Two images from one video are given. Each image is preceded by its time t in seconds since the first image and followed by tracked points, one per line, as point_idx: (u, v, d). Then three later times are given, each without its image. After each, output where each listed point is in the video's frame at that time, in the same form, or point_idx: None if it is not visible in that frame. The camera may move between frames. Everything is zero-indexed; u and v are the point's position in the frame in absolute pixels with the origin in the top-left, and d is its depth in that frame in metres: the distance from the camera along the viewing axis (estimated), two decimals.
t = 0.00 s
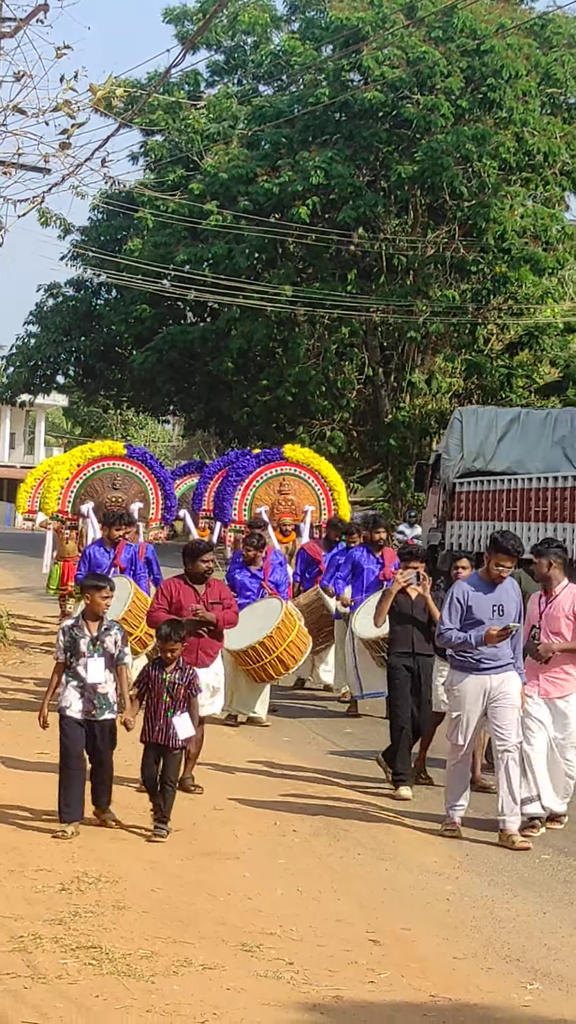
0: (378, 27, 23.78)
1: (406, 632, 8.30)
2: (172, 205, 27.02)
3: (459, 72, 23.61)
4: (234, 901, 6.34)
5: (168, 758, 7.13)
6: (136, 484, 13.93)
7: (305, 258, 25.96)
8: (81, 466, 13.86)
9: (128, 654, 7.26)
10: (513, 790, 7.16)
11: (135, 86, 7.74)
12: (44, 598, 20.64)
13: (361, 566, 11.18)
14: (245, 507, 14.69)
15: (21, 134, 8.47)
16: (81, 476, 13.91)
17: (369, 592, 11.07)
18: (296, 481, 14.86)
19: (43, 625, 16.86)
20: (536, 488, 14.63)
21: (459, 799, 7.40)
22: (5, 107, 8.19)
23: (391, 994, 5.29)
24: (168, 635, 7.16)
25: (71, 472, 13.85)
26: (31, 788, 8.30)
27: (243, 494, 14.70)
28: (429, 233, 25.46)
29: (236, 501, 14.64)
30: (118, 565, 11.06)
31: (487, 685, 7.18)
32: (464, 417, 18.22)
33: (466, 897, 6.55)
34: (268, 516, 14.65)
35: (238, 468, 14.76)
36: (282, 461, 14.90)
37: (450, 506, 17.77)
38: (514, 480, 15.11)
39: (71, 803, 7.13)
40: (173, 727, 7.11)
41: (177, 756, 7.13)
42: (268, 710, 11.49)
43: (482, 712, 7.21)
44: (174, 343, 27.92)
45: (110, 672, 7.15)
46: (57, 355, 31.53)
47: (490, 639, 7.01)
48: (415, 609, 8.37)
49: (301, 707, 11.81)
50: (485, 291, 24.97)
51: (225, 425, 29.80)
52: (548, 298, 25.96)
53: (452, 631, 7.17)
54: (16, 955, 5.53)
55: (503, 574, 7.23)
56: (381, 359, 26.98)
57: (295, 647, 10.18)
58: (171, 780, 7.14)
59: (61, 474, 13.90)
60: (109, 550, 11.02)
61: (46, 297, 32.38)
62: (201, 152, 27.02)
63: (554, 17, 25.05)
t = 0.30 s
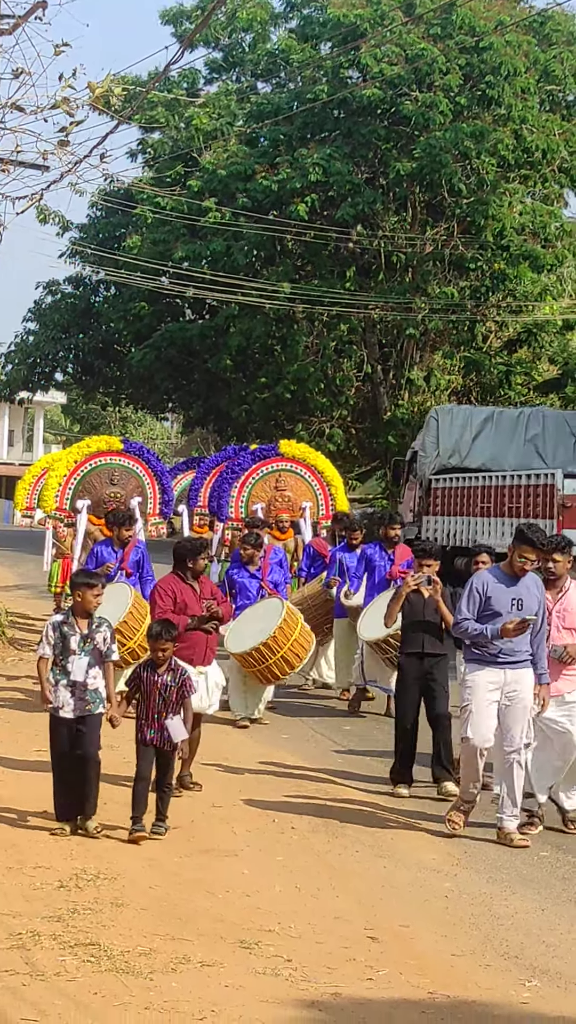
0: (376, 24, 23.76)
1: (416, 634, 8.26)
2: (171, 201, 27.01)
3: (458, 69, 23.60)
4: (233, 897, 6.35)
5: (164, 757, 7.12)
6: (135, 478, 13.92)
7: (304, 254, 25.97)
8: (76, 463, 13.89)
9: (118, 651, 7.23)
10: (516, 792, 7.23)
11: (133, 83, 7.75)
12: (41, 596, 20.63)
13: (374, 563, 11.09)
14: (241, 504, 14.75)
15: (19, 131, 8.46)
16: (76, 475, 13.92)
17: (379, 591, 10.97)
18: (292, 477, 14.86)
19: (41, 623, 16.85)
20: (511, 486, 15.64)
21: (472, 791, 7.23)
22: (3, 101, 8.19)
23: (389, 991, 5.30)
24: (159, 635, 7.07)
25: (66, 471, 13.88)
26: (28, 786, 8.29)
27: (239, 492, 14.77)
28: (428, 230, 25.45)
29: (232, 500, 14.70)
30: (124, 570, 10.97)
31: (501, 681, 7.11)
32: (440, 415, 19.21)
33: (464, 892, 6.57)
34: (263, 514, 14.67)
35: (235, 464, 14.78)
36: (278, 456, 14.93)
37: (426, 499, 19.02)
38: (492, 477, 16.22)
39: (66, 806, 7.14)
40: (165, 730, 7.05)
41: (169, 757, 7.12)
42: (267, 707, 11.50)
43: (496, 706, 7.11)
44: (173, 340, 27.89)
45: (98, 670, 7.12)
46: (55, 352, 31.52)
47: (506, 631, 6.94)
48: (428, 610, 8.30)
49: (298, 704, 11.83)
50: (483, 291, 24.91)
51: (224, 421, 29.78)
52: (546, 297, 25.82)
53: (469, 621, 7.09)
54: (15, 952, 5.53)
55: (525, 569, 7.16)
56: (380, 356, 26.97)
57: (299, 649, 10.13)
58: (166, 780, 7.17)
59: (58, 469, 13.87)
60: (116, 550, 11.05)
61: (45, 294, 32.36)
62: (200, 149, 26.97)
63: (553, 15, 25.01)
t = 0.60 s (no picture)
0: (376, 22, 23.77)
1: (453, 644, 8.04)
2: (170, 199, 26.99)
3: (458, 67, 23.59)
4: (233, 896, 6.34)
5: (156, 757, 7.06)
6: (125, 474, 13.94)
7: (304, 253, 25.97)
8: (66, 461, 13.94)
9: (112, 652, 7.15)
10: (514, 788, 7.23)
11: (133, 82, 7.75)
12: (39, 595, 20.63)
13: (378, 563, 11.05)
14: (236, 503, 14.80)
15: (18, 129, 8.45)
16: (66, 474, 13.96)
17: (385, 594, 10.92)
18: (287, 476, 14.78)
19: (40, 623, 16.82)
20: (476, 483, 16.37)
21: (490, 808, 6.94)
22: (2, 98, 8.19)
23: (389, 990, 5.29)
24: (148, 631, 7.04)
25: (57, 470, 13.94)
26: (25, 787, 8.28)
27: (234, 490, 14.83)
28: (428, 228, 25.50)
29: (226, 498, 14.79)
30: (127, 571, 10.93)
31: (508, 686, 7.00)
32: (417, 414, 20.02)
33: (465, 892, 6.56)
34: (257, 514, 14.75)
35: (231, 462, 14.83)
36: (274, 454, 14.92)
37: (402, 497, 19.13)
38: (465, 473, 16.96)
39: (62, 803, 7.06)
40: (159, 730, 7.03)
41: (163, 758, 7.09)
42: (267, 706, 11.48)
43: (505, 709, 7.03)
44: (173, 338, 27.87)
45: (94, 670, 7.04)
46: (55, 350, 31.51)
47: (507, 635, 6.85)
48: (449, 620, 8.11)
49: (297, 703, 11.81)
50: (483, 288, 24.90)
51: (223, 420, 29.78)
52: (545, 296, 25.61)
53: (471, 624, 6.99)
54: (15, 951, 5.53)
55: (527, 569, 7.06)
56: (379, 355, 26.95)
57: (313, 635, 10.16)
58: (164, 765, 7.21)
59: (48, 468, 13.92)
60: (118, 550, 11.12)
61: (45, 292, 32.35)
62: (201, 146, 26.97)
63: (553, 13, 24.98)
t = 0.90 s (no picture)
0: (376, 20, 23.76)
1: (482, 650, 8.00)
2: (168, 197, 26.98)
3: (457, 65, 23.56)
4: (233, 895, 6.34)
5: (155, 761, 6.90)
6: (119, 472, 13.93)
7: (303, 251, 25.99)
8: (61, 459, 13.95)
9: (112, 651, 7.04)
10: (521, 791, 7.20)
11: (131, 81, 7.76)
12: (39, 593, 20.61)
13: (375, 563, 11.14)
14: (235, 500, 14.73)
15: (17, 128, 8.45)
16: (61, 469, 13.97)
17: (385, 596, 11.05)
18: (287, 475, 14.80)
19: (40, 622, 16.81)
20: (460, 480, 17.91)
21: (492, 816, 6.95)
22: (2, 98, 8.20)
23: (388, 988, 5.29)
24: (150, 632, 6.93)
25: (52, 466, 13.94)
26: (26, 785, 8.28)
27: (233, 487, 14.76)
28: (427, 226, 25.43)
29: (226, 494, 14.70)
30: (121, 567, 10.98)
31: (504, 685, 6.94)
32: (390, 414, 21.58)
33: (464, 890, 6.56)
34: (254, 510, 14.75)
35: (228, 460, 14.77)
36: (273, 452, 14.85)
37: (376, 491, 21.05)
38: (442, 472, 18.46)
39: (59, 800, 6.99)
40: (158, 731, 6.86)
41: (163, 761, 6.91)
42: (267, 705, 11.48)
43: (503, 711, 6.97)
44: (172, 337, 27.86)
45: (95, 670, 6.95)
46: (54, 348, 31.50)
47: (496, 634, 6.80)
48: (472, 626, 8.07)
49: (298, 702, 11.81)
50: (482, 285, 24.91)
51: (222, 418, 29.78)
52: (545, 292, 25.78)
53: (463, 630, 6.97)
54: (15, 949, 5.53)
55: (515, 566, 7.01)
56: (379, 353, 26.93)
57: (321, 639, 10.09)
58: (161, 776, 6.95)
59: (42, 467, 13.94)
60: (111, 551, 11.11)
61: (44, 290, 32.34)
62: (201, 144, 26.96)
63: (552, 11, 24.95)
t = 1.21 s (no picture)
0: (375, 18, 23.77)
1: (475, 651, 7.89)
2: (168, 195, 26.98)
3: (456, 64, 23.53)
4: (231, 892, 6.34)
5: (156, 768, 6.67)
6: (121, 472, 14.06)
7: (302, 248, 26.03)
8: (60, 459, 14.01)
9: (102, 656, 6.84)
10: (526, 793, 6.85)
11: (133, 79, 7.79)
12: (38, 589, 20.61)
13: (376, 560, 11.06)
14: (237, 496, 14.84)
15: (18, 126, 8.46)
16: (62, 469, 14.04)
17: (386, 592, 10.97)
18: (289, 473, 14.84)
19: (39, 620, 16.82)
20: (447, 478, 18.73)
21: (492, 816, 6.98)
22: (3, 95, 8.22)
23: (387, 985, 5.30)
24: (159, 633, 6.68)
25: (52, 465, 14.00)
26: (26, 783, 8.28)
27: (235, 484, 14.88)
28: (426, 224, 25.40)
29: (228, 492, 14.81)
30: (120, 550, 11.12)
31: (506, 684, 6.86)
32: (360, 414, 22.86)
33: (463, 887, 6.57)
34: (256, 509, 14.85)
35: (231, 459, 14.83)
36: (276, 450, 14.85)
37: (346, 489, 22.91)
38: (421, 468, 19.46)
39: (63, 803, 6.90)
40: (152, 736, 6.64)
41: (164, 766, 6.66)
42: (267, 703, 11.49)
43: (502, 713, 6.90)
44: (171, 335, 27.88)
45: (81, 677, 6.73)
46: (53, 346, 31.54)
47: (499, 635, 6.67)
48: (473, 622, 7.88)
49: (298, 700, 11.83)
50: (482, 283, 24.89)
51: (222, 416, 29.83)
52: (545, 291, 25.68)
53: (461, 629, 6.83)
54: (14, 946, 5.54)
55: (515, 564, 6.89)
56: (378, 351, 26.95)
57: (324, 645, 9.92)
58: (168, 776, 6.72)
59: (41, 468, 13.96)
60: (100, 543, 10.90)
61: (44, 288, 32.38)
62: (201, 141, 26.98)
63: (551, 9, 24.94)
